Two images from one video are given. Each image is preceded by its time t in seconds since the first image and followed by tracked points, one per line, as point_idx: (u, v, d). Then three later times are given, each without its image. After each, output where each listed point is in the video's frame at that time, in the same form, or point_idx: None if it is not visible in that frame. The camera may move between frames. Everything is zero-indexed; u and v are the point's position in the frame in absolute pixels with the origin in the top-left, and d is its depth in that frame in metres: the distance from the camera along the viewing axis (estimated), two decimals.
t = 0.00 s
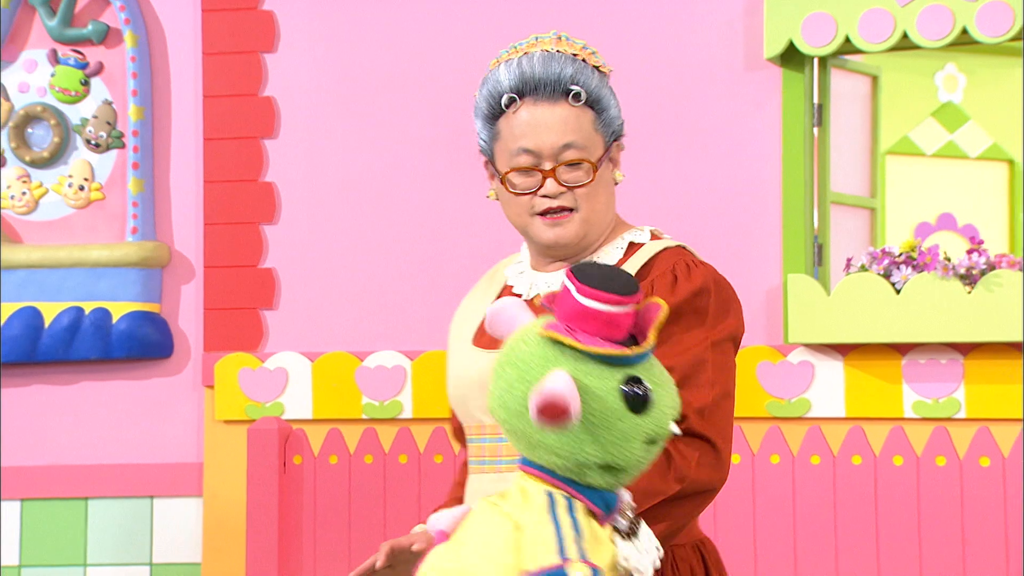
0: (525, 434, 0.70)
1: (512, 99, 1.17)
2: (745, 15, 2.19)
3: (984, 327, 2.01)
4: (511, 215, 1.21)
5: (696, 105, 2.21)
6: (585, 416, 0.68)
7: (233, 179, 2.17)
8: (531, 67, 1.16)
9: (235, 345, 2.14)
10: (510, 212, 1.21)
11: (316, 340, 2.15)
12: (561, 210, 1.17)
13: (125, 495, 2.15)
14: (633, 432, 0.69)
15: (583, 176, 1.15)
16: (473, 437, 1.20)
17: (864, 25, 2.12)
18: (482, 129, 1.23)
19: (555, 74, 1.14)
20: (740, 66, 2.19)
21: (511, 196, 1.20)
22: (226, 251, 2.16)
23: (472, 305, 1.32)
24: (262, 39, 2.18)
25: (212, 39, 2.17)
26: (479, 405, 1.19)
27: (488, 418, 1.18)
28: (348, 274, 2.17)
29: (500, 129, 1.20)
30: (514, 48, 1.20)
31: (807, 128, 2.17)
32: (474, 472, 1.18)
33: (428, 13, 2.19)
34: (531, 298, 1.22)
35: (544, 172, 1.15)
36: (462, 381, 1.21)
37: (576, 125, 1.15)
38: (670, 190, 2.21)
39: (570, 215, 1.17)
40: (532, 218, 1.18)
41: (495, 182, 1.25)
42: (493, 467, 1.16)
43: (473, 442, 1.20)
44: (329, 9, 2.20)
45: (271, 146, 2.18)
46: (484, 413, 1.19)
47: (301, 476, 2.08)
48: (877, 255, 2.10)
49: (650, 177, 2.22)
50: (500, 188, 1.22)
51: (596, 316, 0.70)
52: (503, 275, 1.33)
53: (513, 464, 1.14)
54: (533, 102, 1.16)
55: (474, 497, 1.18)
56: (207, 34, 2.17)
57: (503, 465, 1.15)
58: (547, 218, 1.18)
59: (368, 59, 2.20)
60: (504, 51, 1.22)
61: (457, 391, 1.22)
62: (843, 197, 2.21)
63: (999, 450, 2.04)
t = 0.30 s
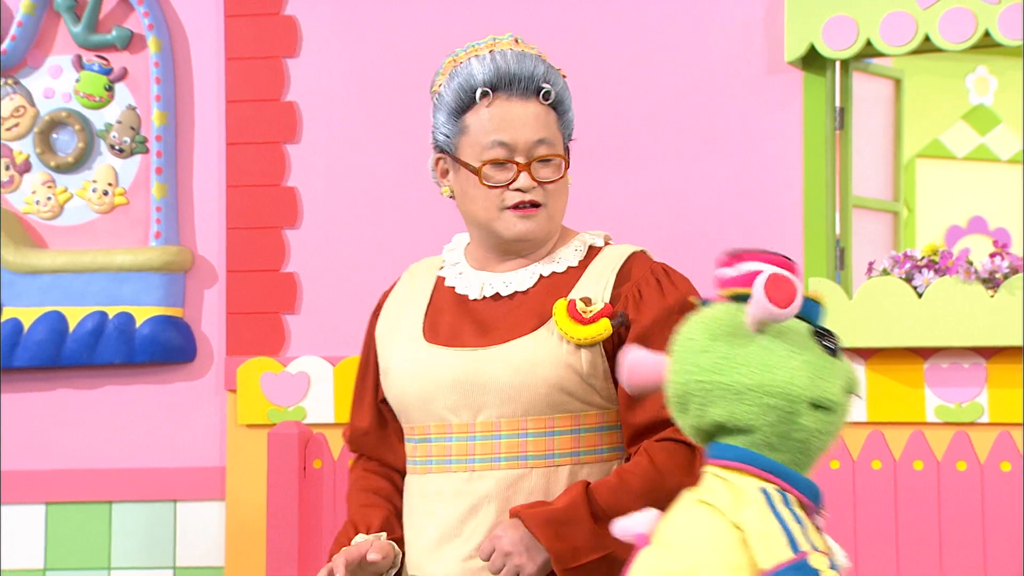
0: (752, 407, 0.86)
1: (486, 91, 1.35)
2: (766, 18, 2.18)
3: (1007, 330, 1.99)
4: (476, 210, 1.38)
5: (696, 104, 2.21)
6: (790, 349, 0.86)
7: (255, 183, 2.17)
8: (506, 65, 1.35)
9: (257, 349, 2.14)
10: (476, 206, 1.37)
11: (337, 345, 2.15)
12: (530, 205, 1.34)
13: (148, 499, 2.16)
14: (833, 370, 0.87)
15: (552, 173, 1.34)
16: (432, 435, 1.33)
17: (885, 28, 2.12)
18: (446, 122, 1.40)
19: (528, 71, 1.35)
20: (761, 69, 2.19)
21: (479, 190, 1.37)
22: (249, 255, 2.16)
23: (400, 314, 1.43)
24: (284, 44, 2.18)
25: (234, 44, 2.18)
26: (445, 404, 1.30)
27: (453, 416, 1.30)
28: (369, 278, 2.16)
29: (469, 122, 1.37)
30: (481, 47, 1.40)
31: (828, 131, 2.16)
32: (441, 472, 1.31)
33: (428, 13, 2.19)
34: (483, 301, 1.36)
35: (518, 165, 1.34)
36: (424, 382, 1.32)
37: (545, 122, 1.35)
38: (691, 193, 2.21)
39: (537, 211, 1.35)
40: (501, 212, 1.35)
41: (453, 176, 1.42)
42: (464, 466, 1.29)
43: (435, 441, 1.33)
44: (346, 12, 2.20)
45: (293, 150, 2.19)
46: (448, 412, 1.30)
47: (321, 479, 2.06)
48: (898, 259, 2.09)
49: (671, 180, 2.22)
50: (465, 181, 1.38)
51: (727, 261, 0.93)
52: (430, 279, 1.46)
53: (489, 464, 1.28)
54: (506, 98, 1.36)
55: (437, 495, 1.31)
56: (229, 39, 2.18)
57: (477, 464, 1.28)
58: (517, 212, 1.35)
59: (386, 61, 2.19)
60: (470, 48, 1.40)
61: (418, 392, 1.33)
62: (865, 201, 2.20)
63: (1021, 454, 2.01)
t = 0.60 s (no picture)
0: (931, 424, 0.94)
1: (489, 93, 1.32)
2: (796, 25, 2.17)
3: None
4: (477, 214, 1.32)
5: (694, 103, 2.21)
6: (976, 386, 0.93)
7: (285, 192, 2.17)
8: (509, 66, 1.33)
9: (286, 357, 2.14)
10: (477, 210, 1.32)
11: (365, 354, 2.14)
12: (532, 208, 1.31)
13: (180, 506, 2.16)
14: (1016, 410, 0.93)
15: (552, 176, 1.32)
16: (439, 448, 1.28)
17: (914, 35, 2.10)
18: (443, 124, 1.35)
19: (529, 75, 1.34)
20: (789, 76, 2.18)
21: (483, 191, 1.31)
22: (278, 264, 2.16)
23: (382, 320, 1.35)
24: (314, 53, 2.19)
25: (265, 54, 2.18)
26: (458, 414, 1.26)
27: (468, 427, 1.27)
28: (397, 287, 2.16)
29: (470, 123, 1.33)
30: (471, 54, 1.38)
31: (856, 138, 2.16)
32: (454, 484, 1.27)
33: (428, 13, 2.21)
34: (477, 311, 1.31)
35: (525, 167, 1.30)
36: (434, 391, 1.27)
37: (544, 126, 1.34)
38: (720, 201, 2.20)
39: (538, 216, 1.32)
40: (504, 216, 1.31)
41: (447, 182, 1.35)
42: (482, 478, 1.26)
43: (442, 453, 1.28)
44: (372, 20, 2.20)
45: (322, 159, 2.19)
46: (462, 422, 1.27)
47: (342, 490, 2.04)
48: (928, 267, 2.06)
49: (699, 188, 2.21)
50: (464, 185, 1.32)
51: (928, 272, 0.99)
52: (403, 281, 1.39)
53: (508, 474, 1.26)
54: (507, 101, 1.34)
55: (449, 508, 1.27)
56: (260, 48, 2.19)
57: (496, 475, 1.26)
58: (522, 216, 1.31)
59: (410, 67, 2.20)
60: (460, 56, 1.38)
61: (425, 402, 1.27)
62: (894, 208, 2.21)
63: None
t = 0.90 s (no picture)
0: None
1: (558, 96, 1.33)
2: (829, 31, 2.15)
3: None
4: (539, 215, 1.31)
5: (694, 102, 2.21)
6: None
7: (316, 200, 2.17)
8: (578, 69, 1.34)
9: (317, 365, 2.13)
10: (539, 211, 1.31)
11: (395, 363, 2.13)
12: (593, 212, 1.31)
13: (211, 515, 2.16)
14: None
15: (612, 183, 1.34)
16: (494, 452, 1.28)
17: (948, 40, 2.07)
18: (510, 123, 1.34)
19: (593, 83, 1.36)
20: (822, 82, 2.16)
21: (548, 193, 1.30)
22: (308, 272, 2.16)
23: (431, 323, 1.33)
24: (345, 60, 2.19)
25: (296, 61, 2.18)
26: (517, 418, 1.27)
27: (526, 432, 1.27)
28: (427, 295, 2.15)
29: (537, 123, 1.33)
30: (533, 57, 1.38)
31: (890, 145, 2.13)
32: (509, 489, 1.27)
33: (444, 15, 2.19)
34: (528, 316, 1.32)
35: (591, 171, 1.31)
36: (495, 395, 1.27)
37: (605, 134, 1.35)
38: (754, 209, 2.18)
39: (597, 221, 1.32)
40: (567, 219, 1.30)
41: (509, 182, 1.34)
42: (538, 484, 1.27)
43: (497, 458, 1.28)
44: (402, 26, 2.19)
45: (352, 167, 2.18)
46: (520, 427, 1.27)
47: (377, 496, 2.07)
48: (962, 274, 2.04)
49: (734, 197, 2.19)
50: (528, 185, 1.32)
51: None
52: (446, 287, 1.37)
53: (565, 481, 1.27)
54: (574, 105, 1.34)
55: (504, 514, 1.27)
56: (291, 56, 2.18)
57: (554, 482, 1.27)
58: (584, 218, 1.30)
59: (439, 73, 2.19)
60: (522, 58, 1.37)
61: (485, 405, 1.27)
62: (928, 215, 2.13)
63: None
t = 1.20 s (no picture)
0: None
1: (643, 99, 1.33)
2: (863, 33, 2.11)
3: None
4: (620, 216, 1.30)
5: (718, 107, 2.18)
6: None
7: (345, 206, 2.15)
8: (660, 72, 1.34)
9: (346, 372, 2.12)
10: (621, 212, 1.30)
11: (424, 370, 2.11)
12: (671, 217, 1.31)
13: (240, 523, 2.15)
14: None
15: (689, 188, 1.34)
16: (569, 459, 1.26)
17: (984, 43, 2.00)
18: (594, 122, 1.32)
19: (673, 89, 1.36)
20: (857, 86, 2.12)
21: (631, 195, 1.30)
22: (337, 279, 2.14)
23: (503, 325, 1.30)
24: (374, 66, 2.17)
25: (325, 67, 2.17)
26: (595, 426, 1.26)
27: (602, 440, 1.26)
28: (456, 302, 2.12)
29: (622, 124, 1.32)
30: (610, 60, 1.38)
31: (926, 147, 2.07)
32: (583, 498, 1.26)
33: (476, 21, 2.17)
34: (599, 321, 1.31)
35: (673, 174, 1.31)
36: (573, 403, 1.25)
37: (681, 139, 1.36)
38: (792, 214, 2.14)
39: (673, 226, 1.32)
40: (647, 223, 1.30)
41: (590, 181, 1.32)
42: (614, 494, 1.26)
43: (571, 465, 1.26)
44: (431, 31, 2.17)
45: (382, 173, 2.16)
46: (597, 434, 1.26)
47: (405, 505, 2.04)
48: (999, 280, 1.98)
49: (769, 202, 2.16)
50: (611, 185, 1.30)
51: None
52: (511, 289, 1.34)
53: (639, 492, 1.27)
54: (655, 109, 1.35)
55: (580, 523, 1.25)
56: (321, 62, 2.17)
57: (628, 492, 1.26)
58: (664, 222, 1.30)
59: (467, 77, 2.17)
60: (600, 60, 1.37)
61: (562, 412, 1.25)
62: (967, 220, 2.09)
63: None
